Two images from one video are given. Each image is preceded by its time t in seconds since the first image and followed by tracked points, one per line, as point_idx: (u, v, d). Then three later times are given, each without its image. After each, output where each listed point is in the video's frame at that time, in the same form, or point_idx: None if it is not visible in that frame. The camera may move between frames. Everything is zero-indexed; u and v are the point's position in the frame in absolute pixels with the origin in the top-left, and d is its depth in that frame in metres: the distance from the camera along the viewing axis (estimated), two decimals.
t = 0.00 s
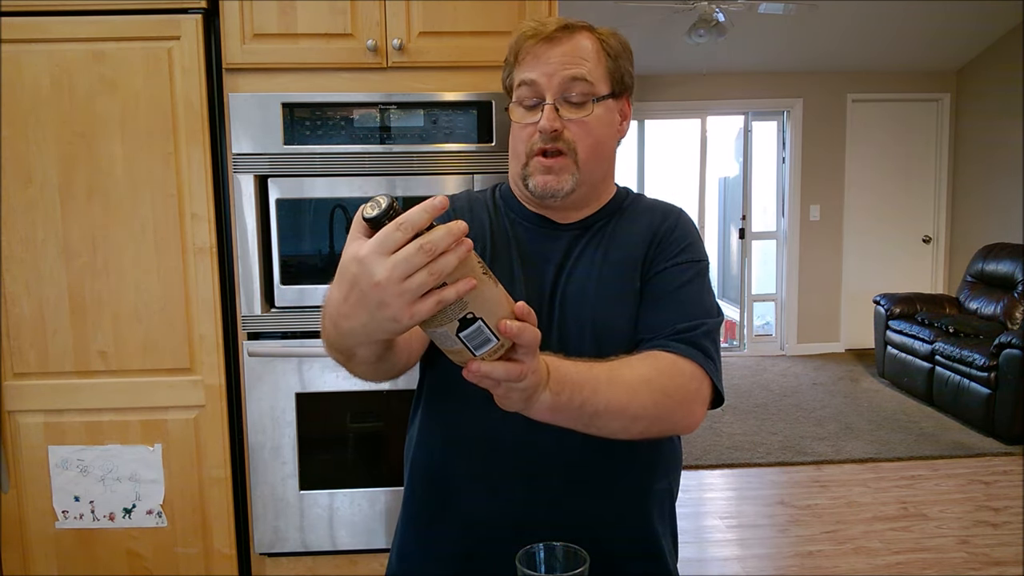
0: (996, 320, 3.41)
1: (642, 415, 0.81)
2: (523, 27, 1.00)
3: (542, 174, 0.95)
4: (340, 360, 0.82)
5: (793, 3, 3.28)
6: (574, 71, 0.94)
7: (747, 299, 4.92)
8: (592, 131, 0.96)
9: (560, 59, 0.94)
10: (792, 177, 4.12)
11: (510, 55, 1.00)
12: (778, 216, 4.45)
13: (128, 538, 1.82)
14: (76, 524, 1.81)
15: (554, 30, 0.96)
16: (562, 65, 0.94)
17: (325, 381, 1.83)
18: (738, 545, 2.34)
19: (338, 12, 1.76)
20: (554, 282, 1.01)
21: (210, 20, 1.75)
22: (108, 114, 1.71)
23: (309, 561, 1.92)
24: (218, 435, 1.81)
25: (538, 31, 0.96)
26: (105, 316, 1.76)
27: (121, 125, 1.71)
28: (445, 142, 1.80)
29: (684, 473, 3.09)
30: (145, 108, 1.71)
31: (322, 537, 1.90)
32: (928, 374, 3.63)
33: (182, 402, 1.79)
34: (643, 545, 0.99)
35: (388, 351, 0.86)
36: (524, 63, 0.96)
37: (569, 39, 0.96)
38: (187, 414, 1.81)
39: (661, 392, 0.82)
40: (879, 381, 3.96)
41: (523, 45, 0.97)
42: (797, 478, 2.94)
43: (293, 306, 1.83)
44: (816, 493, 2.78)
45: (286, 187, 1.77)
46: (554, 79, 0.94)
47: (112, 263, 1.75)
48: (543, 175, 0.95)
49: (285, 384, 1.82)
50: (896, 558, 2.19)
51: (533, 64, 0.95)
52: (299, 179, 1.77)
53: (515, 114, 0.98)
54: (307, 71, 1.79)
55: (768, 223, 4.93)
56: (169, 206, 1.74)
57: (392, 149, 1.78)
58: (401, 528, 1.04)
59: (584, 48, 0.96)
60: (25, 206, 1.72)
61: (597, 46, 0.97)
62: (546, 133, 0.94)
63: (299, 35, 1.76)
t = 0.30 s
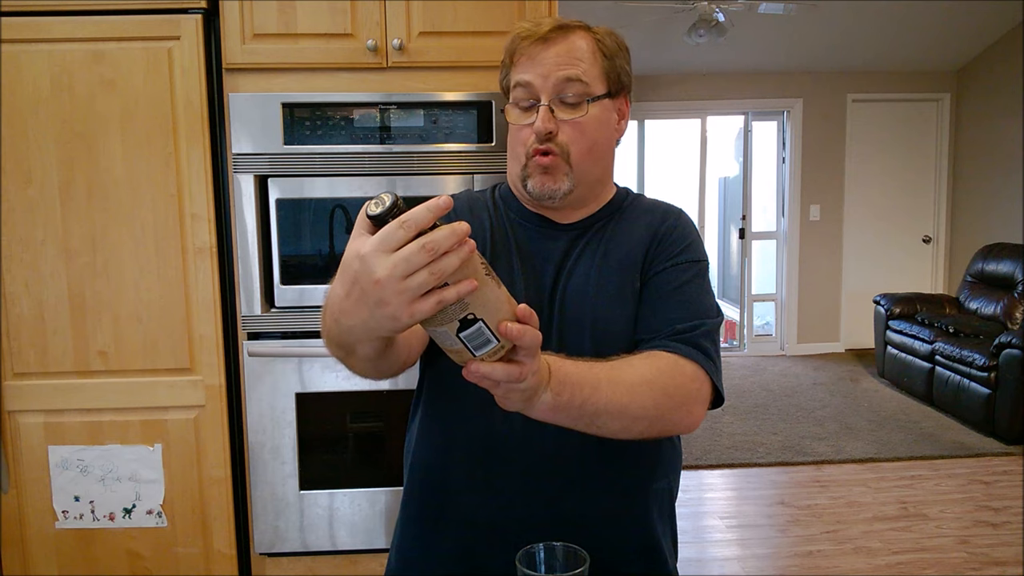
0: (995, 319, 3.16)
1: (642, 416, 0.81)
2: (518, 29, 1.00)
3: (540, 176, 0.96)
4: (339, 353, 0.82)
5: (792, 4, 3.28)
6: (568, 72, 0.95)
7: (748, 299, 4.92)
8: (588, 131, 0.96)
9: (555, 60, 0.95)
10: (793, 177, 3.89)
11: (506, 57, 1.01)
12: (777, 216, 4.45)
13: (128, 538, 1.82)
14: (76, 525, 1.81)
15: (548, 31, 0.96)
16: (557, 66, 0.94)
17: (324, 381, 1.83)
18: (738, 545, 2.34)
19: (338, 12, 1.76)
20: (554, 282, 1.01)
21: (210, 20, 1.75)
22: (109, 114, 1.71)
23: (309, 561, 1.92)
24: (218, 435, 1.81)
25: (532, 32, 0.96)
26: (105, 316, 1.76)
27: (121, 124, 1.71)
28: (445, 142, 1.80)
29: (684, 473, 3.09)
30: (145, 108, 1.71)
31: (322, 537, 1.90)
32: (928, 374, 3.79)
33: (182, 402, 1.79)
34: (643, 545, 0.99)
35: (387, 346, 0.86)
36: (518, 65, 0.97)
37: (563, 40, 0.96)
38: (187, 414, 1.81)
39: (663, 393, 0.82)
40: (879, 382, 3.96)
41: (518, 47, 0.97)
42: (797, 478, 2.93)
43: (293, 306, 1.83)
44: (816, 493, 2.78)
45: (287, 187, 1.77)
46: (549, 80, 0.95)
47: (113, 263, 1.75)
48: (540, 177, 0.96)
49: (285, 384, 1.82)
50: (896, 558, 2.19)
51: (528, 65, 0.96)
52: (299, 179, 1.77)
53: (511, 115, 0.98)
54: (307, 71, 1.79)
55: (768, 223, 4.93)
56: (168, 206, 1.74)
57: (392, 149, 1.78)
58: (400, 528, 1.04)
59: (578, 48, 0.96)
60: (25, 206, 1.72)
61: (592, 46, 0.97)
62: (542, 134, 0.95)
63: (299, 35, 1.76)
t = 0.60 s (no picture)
0: (995, 319, 3.26)
1: (644, 417, 0.81)
2: (520, 28, 1.00)
3: (541, 172, 0.95)
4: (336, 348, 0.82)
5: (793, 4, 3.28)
6: (571, 70, 0.94)
7: (747, 299, 4.92)
8: (589, 129, 0.96)
9: (557, 58, 0.95)
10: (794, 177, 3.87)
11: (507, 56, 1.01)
12: (777, 216, 4.46)
13: (128, 538, 1.82)
14: (76, 525, 1.81)
15: (551, 29, 0.96)
16: (559, 64, 0.94)
17: (324, 381, 1.83)
18: (738, 545, 2.34)
19: (338, 12, 1.76)
20: (554, 282, 1.01)
21: (210, 20, 1.75)
22: (109, 114, 1.71)
23: (309, 561, 1.92)
24: (218, 435, 1.81)
25: (535, 30, 0.96)
26: (105, 317, 1.76)
27: (121, 124, 1.71)
28: (445, 142, 1.80)
29: (684, 473, 3.09)
30: (145, 108, 1.71)
31: (322, 537, 1.90)
32: (928, 375, 3.77)
33: (182, 402, 1.80)
34: (642, 546, 0.99)
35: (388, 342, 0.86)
36: (520, 63, 0.97)
37: (565, 39, 0.96)
38: (187, 414, 1.81)
39: (665, 393, 0.82)
40: (879, 382, 3.97)
41: (520, 45, 0.97)
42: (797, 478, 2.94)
43: (293, 306, 1.83)
44: (816, 493, 2.77)
45: (287, 187, 1.77)
46: (551, 78, 0.94)
47: (113, 263, 1.75)
48: (541, 174, 0.95)
49: (285, 383, 1.82)
50: (896, 558, 2.19)
51: (530, 63, 0.95)
52: (299, 179, 1.77)
53: (512, 112, 0.98)
54: (307, 71, 1.79)
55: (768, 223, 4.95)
56: (168, 206, 1.74)
57: (392, 149, 1.78)
58: (401, 528, 1.04)
59: (580, 47, 0.96)
60: (25, 206, 1.72)
61: (594, 45, 0.97)
62: (544, 131, 0.94)
63: (299, 35, 1.76)
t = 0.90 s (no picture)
0: (996, 319, 3.44)
1: (650, 422, 0.81)
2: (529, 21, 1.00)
3: (547, 161, 0.94)
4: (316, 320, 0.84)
5: (793, 4, 3.28)
6: (582, 60, 0.95)
7: (747, 299, 4.92)
8: (598, 121, 0.96)
9: (568, 48, 0.95)
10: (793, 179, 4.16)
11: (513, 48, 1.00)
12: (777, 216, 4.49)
13: (128, 538, 1.82)
14: (76, 525, 1.81)
15: (562, 21, 0.96)
16: (572, 54, 0.94)
17: (325, 381, 1.83)
18: (738, 545, 2.34)
19: (338, 12, 1.76)
20: (554, 284, 1.01)
21: (210, 20, 1.75)
22: (108, 114, 1.71)
23: (309, 561, 1.92)
24: (218, 435, 1.81)
25: (545, 21, 0.97)
26: (105, 317, 1.76)
27: (121, 125, 1.71)
28: (445, 142, 1.80)
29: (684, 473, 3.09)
30: (145, 108, 1.71)
31: (322, 537, 1.90)
32: (928, 376, 3.67)
33: (181, 402, 1.79)
34: (642, 546, 0.99)
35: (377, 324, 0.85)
36: (531, 53, 0.96)
37: (577, 31, 0.96)
38: (187, 414, 1.81)
39: (674, 399, 0.82)
40: (879, 381, 3.99)
41: (531, 35, 0.97)
42: (797, 478, 2.94)
43: (293, 306, 1.83)
44: (817, 493, 2.77)
45: (286, 187, 1.77)
46: (563, 67, 0.94)
47: (113, 263, 1.75)
48: (548, 162, 0.94)
49: (285, 383, 1.82)
50: (896, 558, 2.18)
51: (541, 52, 0.95)
52: (299, 179, 1.77)
53: (519, 102, 0.97)
54: (307, 71, 1.79)
55: (768, 223, 4.97)
56: (169, 206, 1.74)
57: (392, 149, 1.78)
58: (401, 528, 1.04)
59: (590, 40, 0.96)
60: (24, 206, 1.72)
61: (603, 41, 0.98)
62: (554, 119, 0.94)
63: (299, 35, 1.76)
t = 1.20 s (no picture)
0: (996, 319, 3.47)
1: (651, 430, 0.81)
2: (523, 24, 0.96)
3: (545, 172, 0.92)
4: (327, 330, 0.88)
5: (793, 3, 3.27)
6: (580, 71, 0.92)
7: (747, 299, 4.93)
8: (595, 132, 0.94)
9: (567, 58, 0.92)
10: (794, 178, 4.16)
11: (505, 50, 0.97)
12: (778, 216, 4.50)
13: (128, 538, 1.82)
14: (76, 525, 1.81)
15: (559, 28, 0.93)
16: (569, 66, 0.92)
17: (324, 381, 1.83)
18: (738, 545, 2.34)
19: (338, 12, 1.76)
20: (549, 288, 1.00)
21: (210, 20, 1.75)
22: (108, 114, 1.71)
23: (309, 561, 1.92)
24: (218, 435, 1.81)
25: (541, 28, 0.93)
26: (105, 317, 1.76)
27: (121, 124, 1.71)
28: (445, 142, 1.80)
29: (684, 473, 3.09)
30: (145, 108, 1.71)
31: (322, 537, 1.89)
32: (928, 376, 3.68)
33: (181, 402, 1.79)
34: (643, 545, 1.00)
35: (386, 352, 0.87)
36: (526, 61, 0.93)
37: (575, 40, 0.93)
38: (187, 414, 1.81)
39: (676, 408, 0.83)
40: (879, 381, 3.99)
41: (526, 43, 0.93)
42: (797, 478, 2.94)
43: (293, 306, 1.83)
44: (817, 493, 2.77)
45: (286, 187, 1.77)
46: (561, 79, 0.91)
47: (113, 263, 1.75)
48: (545, 173, 0.92)
49: (285, 384, 1.82)
50: (896, 558, 2.18)
51: (539, 61, 0.92)
52: (299, 179, 1.77)
53: (515, 110, 0.94)
54: (306, 71, 1.79)
55: (768, 224, 4.98)
56: (169, 206, 1.74)
57: (392, 149, 1.78)
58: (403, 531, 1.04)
59: (586, 50, 0.94)
60: (24, 206, 1.72)
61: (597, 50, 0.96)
62: (552, 133, 0.91)
63: (299, 35, 1.76)
